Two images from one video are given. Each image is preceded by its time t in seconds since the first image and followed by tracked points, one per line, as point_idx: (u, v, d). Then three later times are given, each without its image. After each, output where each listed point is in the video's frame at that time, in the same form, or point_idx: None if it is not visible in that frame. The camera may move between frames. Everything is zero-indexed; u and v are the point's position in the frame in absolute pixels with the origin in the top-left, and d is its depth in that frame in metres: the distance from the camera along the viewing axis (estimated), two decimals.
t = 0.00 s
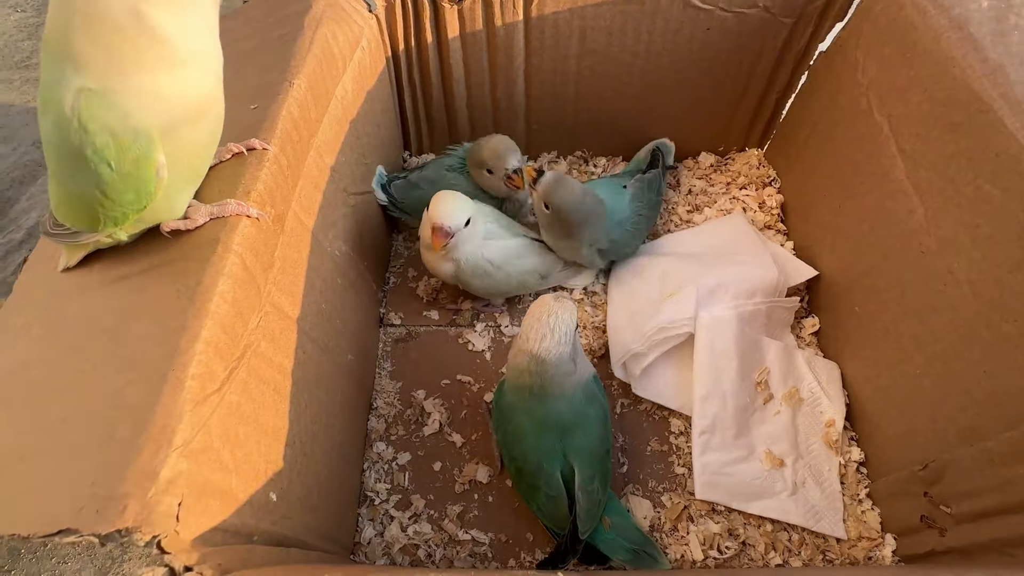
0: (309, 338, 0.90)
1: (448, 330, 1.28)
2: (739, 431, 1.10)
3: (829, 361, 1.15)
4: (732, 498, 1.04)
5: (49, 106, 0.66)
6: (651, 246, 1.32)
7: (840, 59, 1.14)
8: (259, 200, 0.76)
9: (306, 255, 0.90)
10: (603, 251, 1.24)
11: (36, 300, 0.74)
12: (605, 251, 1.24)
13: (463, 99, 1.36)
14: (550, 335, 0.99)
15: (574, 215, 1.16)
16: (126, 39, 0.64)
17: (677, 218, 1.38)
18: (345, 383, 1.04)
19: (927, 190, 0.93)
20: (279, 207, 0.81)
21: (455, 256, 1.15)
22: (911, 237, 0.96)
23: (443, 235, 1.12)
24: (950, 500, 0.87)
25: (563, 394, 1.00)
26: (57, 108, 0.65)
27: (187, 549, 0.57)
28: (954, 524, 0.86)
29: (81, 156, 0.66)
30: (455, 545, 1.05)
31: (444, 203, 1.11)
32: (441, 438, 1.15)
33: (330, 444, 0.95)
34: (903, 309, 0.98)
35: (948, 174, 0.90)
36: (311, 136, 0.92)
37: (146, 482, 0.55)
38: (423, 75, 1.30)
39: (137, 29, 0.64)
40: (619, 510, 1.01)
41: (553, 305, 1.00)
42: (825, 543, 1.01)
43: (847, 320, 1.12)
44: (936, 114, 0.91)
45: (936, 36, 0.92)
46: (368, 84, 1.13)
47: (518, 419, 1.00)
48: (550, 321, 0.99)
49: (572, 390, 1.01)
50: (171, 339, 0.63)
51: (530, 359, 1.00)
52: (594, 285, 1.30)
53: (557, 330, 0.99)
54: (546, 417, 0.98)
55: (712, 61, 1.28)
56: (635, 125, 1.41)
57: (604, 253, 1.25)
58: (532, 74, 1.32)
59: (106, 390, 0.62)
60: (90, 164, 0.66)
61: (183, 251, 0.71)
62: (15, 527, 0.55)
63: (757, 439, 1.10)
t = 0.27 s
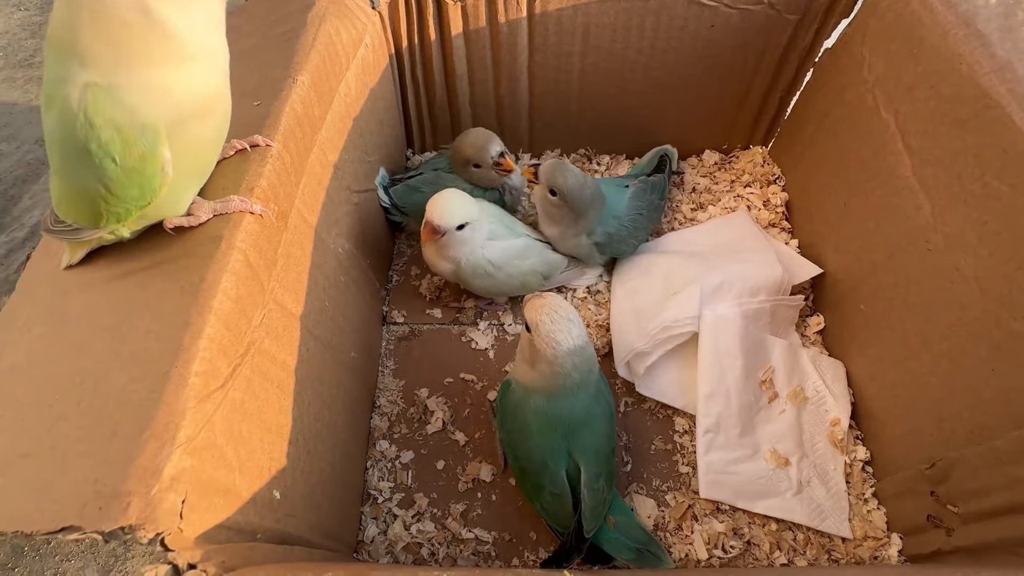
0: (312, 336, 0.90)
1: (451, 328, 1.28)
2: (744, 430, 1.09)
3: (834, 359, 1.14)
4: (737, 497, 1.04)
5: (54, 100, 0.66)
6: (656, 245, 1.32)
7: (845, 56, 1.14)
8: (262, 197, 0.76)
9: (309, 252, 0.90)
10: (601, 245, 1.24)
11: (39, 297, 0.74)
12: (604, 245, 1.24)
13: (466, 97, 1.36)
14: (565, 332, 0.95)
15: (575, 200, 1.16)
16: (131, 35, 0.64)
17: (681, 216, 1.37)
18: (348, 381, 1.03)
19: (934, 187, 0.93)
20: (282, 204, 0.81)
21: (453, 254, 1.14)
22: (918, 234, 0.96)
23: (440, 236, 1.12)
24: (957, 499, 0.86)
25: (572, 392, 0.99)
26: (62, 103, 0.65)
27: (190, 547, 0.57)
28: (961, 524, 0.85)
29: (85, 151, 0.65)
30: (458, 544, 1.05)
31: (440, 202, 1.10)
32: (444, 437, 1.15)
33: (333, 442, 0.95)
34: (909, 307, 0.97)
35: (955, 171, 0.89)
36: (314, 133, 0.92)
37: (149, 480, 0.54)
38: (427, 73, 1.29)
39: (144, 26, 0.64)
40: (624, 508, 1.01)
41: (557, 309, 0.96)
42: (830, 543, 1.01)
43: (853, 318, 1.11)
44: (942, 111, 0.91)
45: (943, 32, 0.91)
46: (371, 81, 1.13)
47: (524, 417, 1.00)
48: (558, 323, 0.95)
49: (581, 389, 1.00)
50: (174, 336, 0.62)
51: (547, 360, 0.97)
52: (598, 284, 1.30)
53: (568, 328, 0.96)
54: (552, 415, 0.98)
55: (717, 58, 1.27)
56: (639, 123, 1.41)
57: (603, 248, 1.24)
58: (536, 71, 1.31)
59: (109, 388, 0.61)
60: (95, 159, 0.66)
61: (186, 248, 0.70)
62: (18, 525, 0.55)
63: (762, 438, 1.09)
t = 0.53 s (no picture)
0: (308, 339, 0.88)
1: (450, 330, 1.26)
2: (747, 434, 1.08)
3: (838, 363, 1.13)
4: (740, 503, 1.02)
5: (46, 100, 0.64)
6: (658, 246, 1.30)
7: (850, 55, 1.12)
8: (257, 199, 0.74)
9: (305, 254, 0.89)
10: (607, 249, 1.22)
11: (30, 301, 0.73)
12: (610, 249, 1.23)
13: (466, 97, 1.34)
14: (558, 329, 0.95)
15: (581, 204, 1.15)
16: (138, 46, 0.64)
17: (683, 217, 1.36)
18: (345, 384, 1.02)
19: (941, 189, 0.91)
20: (278, 207, 0.79)
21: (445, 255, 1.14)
22: (924, 236, 0.94)
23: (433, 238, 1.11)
24: (964, 506, 0.85)
25: (574, 394, 0.98)
26: (54, 104, 0.64)
27: (180, 557, 0.55)
28: (968, 531, 0.84)
29: (75, 152, 0.64)
30: (457, 550, 1.04)
31: (434, 207, 1.09)
32: (443, 441, 1.14)
33: (330, 447, 0.93)
34: (916, 310, 0.95)
35: (962, 172, 0.88)
36: (311, 134, 0.90)
37: (138, 489, 0.53)
38: (426, 72, 1.28)
39: (155, 33, 0.64)
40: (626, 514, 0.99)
41: (551, 309, 0.96)
42: (835, 549, 0.99)
43: (857, 321, 1.10)
44: (950, 110, 0.89)
45: (951, 30, 0.90)
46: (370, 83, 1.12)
47: (523, 420, 0.98)
48: (551, 323, 0.95)
49: (582, 390, 0.99)
50: (165, 341, 0.61)
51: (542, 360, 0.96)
52: (599, 286, 1.28)
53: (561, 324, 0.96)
54: (552, 418, 0.97)
55: (719, 58, 1.26)
56: (641, 123, 1.40)
57: (609, 251, 1.23)
58: (537, 70, 1.30)
59: (99, 393, 0.60)
60: (85, 161, 0.64)
61: (179, 251, 0.69)
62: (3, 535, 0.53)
63: (765, 443, 1.08)
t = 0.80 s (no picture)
0: (308, 346, 0.88)
1: (451, 336, 1.26)
2: (750, 442, 1.07)
3: (841, 369, 1.12)
4: (743, 511, 1.02)
5: (45, 110, 0.64)
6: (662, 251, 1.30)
7: (853, 60, 1.12)
8: (257, 207, 0.74)
9: (305, 261, 0.88)
10: (641, 257, 1.20)
11: (27, 309, 0.72)
12: (643, 257, 1.21)
13: (467, 101, 1.34)
14: (559, 336, 0.93)
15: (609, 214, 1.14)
16: (138, 55, 0.63)
17: (685, 222, 1.35)
18: (346, 391, 1.01)
19: (945, 195, 0.91)
20: (277, 214, 0.79)
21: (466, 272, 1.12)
22: (928, 243, 0.94)
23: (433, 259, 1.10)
24: (969, 516, 0.84)
25: (575, 402, 0.97)
26: (52, 113, 0.63)
27: (179, 571, 0.55)
28: (974, 541, 0.83)
29: (74, 162, 0.64)
30: (458, 557, 1.03)
31: (432, 233, 1.07)
32: (444, 447, 1.13)
33: (330, 454, 0.93)
34: (920, 317, 0.95)
35: (968, 179, 0.87)
36: (312, 140, 0.90)
37: (136, 503, 0.52)
38: (427, 76, 1.28)
39: (154, 41, 0.63)
40: (627, 521, 0.99)
41: (552, 314, 0.95)
42: (838, 558, 0.98)
43: (861, 327, 1.09)
44: (955, 117, 0.89)
45: (956, 35, 0.89)
46: (371, 87, 1.12)
47: (524, 428, 0.98)
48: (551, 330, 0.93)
49: (583, 398, 0.98)
50: (164, 351, 0.60)
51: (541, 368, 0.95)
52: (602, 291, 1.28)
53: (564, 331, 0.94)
54: (554, 426, 0.96)
55: (722, 62, 1.25)
56: (643, 127, 1.39)
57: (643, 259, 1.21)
58: (538, 75, 1.30)
59: (97, 403, 0.59)
60: (84, 170, 0.64)
61: (178, 260, 0.68)
62: None
63: (768, 450, 1.07)
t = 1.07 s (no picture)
0: (313, 347, 0.88)
1: (454, 337, 1.26)
2: (753, 443, 1.07)
3: (845, 371, 1.12)
4: (747, 514, 1.01)
5: (52, 112, 0.64)
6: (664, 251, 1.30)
7: (857, 61, 1.12)
8: (262, 208, 0.74)
9: (309, 262, 0.88)
10: (628, 260, 1.20)
11: (33, 310, 0.72)
12: (630, 261, 1.20)
13: (470, 103, 1.34)
14: (560, 342, 0.96)
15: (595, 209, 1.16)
16: (145, 57, 0.64)
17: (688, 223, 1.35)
18: (349, 392, 1.01)
19: (950, 197, 0.91)
20: (282, 216, 0.79)
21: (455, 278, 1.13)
22: (932, 245, 0.93)
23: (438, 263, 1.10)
24: (974, 518, 0.84)
25: (580, 404, 0.97)
26: (60, 115, 0.63)
27: (185, 572, 0.55)
28: (979, 544, 0.83)
29: (81, 164, 0.64)
30: (461, 558, 1.03)
31: (434, 240, 1.07)
32: (447, 448, 1.13)
33: (334, 455, 0.93)
34: (924, 319, 0.95)
35: (972, 181, 0.87)
36: (316, 141, 0.90)
37: (142, 504, 0.52)
38: (431, 78, 1.28)
39: (161, 42, 0.63)
40: (630, 523, 0.98)
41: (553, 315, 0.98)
42: (842, 560, 0.98)
43: (865, 329, 1.09)
44: (959, 119, 0.89)
45: (960, 37, 0.89)
46: (375, 87, 1.12)
47: (529, 430, 0.98)
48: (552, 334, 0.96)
49: (588, 399, 0.98)
50: (170, 353, 0.60)
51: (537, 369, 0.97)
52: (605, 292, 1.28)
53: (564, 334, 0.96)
54: (559, 427, 0.96)
55: (725, 63, 1.25)
56: (646, 129, 1.39)
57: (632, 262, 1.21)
58: (542, 76, 1.30)
59: (103, 405, 0.59)
60: (91, 172, 0.64)
61: (183, 261, 0.68)
62: (6, 550, 0.53)
63: (772, 452, 1.07)
